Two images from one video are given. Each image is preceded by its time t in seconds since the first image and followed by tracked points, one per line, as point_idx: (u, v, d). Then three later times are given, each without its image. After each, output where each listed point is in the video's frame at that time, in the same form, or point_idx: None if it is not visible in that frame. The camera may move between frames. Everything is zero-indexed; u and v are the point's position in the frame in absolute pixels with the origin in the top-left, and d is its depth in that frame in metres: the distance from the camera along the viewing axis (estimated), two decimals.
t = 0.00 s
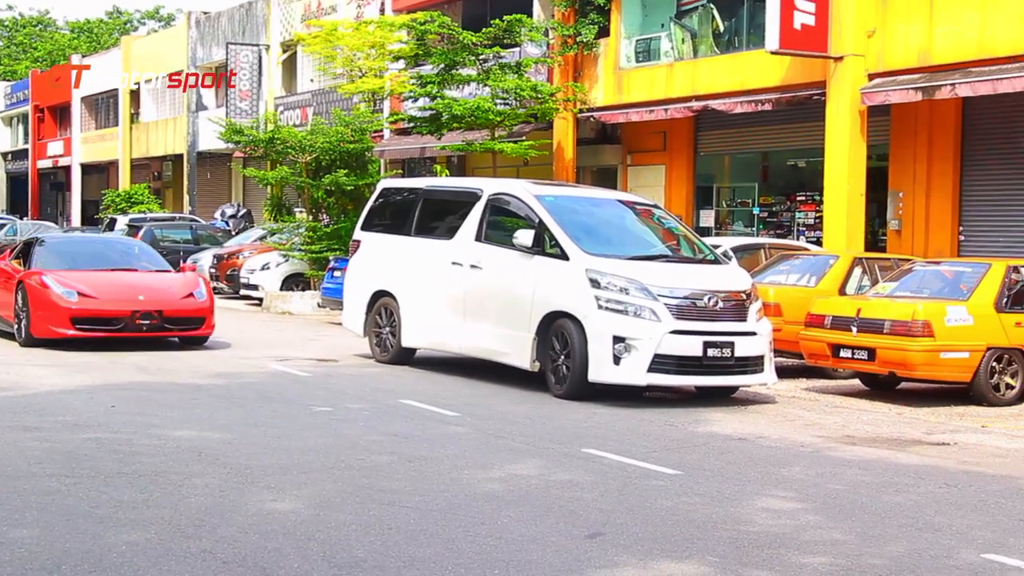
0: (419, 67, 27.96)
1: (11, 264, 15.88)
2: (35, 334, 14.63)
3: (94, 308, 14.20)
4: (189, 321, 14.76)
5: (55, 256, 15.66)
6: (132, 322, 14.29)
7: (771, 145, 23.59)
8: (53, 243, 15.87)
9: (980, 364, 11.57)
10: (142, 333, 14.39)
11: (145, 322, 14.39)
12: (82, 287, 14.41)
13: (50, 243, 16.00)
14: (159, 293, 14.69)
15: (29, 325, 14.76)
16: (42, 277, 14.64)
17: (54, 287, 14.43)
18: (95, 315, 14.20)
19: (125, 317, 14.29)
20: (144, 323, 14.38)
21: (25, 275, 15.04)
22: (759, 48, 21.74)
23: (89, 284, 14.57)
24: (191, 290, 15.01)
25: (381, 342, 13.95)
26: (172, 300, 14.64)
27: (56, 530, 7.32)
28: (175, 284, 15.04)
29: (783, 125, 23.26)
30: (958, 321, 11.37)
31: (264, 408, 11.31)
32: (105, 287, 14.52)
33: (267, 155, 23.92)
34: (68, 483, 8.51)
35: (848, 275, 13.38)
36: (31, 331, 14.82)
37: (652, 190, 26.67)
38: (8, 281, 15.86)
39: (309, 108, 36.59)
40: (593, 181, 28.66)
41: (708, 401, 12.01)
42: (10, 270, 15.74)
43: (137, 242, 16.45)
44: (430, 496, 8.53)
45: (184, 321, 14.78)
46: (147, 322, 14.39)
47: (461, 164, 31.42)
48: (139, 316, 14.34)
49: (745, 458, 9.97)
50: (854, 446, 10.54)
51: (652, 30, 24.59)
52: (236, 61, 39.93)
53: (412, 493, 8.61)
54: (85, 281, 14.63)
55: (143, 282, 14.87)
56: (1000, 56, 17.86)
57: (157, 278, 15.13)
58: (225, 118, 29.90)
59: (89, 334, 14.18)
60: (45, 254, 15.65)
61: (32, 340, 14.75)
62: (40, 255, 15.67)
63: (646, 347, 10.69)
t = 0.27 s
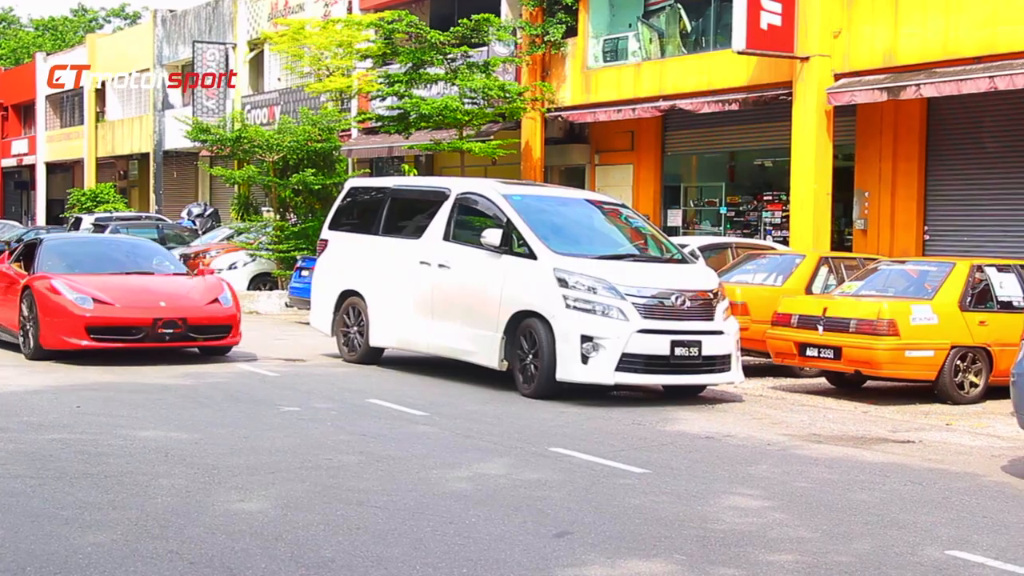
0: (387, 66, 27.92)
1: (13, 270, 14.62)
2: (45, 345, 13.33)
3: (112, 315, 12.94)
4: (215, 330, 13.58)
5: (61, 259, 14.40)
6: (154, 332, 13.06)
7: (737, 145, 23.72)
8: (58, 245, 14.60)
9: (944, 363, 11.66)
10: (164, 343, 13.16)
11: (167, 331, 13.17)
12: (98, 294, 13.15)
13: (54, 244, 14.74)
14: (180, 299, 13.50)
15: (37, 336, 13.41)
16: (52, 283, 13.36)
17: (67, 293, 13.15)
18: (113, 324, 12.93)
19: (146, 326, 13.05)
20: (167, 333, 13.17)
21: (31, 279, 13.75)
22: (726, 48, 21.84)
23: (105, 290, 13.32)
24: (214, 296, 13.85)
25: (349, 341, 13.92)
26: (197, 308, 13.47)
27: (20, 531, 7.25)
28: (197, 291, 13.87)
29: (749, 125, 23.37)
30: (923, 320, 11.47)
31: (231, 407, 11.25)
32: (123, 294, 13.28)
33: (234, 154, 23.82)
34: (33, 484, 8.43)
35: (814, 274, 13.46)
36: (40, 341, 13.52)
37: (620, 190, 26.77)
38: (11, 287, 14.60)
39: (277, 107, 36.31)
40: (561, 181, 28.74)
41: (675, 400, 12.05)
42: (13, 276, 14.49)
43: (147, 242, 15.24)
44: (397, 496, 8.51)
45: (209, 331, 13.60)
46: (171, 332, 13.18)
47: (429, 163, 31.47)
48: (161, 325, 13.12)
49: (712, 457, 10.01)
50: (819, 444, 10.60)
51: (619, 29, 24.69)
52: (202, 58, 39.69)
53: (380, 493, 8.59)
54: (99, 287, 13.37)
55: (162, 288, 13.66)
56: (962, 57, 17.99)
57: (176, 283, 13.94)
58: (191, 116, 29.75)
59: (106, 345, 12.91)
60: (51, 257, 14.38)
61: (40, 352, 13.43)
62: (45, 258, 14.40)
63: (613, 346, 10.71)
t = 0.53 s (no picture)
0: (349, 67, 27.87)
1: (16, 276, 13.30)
2: (55, 360, 12.02)
3: (134, 329, 11.69)
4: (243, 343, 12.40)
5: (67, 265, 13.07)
6: (179, 347, 11.85)
7: (699, 146, 23.83)
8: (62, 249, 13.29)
9: (904, 363, 11.75)
10: (190, 360, 11.96)
11: (194, 345, 11.97)
12: (115, 304, 11.88)
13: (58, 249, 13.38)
14: (205, 309, 12.28)
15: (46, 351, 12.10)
16: (63, 292, 12.06)
17: (81, 303, 11.86)
18: (133, 338, 11.69)
19: (170, 341, 11.83)
20: (193, 348, 11.96)
21: (39, 288, 12.44)
22: (689, 49, 21.93)
23: (122, 300, 12.04)
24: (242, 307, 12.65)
25: (312, 343, 13.87)
26: (223, 318, 12.29)
27: None
28: (220, 299, 12.67)
29: (713, 126, 23.44)
30: (884, 319, 11.54)
31: (193, 409, 11.19)
32: (143, 303, 12.03)
33: (196, 155, 23.70)
34: None
35: (776, 274, 13.52)
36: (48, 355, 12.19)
37: (583, 191, 26.84)
38: (15, 295, 13.19)
39: (239, 107, 36.02)
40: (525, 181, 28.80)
41: (638, 400, 12.07)
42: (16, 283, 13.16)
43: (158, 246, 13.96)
44: (360, 498, 8.49)
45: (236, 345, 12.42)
46: (197, 346, 11.97)
47: (392, 164, 31.47)
48: (187, 339, 11.91)
49: (675, 457, 10.05)
50: (781, 443, 10.66)
51: (582, 30, 24.77)
52: (164, 58, 39.44)
53: (343, 494, 8.57)
54: (115, 295, 12.09)
55: (185, 297, 12.41)
56: (922, 59, 18.14)
57: (198, 291, 12.72)
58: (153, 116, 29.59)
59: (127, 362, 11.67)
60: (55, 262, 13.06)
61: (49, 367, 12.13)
62: (49, 264, 13.07)
63: (577, 346, 10.72)
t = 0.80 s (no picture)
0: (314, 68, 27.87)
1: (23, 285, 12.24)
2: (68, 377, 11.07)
3: (154, 343, 10.76)
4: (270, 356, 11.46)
5: (76, 273, 12.09)
6: (204, 363, 10.92)
7: (665, 147, 23.90)
8: (69, 256, 12.33)
9: (868, 363, 11.83)
10: (214, 376, 11.03)
11: (219, 361, 11.04)
12: (133, 317, 10.95)
13: (65, 256, 12.39)
14: (230, 322, 11.36)
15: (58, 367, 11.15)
16: (76, 303, 11.13)
17: (96, 315, 10.93)
18: (154, 354, 10.75)
19: (194, 356, 10.90)
20: (219, 365, 11.03)
21: (48, 298, 11.50)
22: (654, 51, 22.01)
23: (140, 312, 11.12)
24: (268, 317, 11.72)
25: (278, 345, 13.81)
26: (250, 331, 11.36)
27: None
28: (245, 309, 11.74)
29: (680, 128, 23.48)
30: (847, 320, 11.61)
31: (157, 412, 11.13)
32: (164, 316, 11.10)
33: (161, 156, 23.61)
34: None
35: (741, 275, 13.57)
36: (60, 371, 11.26)
37: (549, 192, 26.94)
38: (18, 305, 12.16)
39: (204, 108, 35.84)
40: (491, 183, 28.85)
41: (603, 401, 12.10)
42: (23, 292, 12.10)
43: (172, 250, 12.98)
44: (324, 500, 8.47)
45: (264, 360, 11.49)
46: (223, 362, 11.04)
47: (359, 166, 31.47)
48: (212, 355, 10.98)
49: (640, 457, 10.07)
50: (746, 443, 10.71)
51: (549, 32, 24.77)
52: (128, 59, 39.26)
53: (307, 496, 8.55)
54: (132, 307, 11.18)
55: (207, 308, 11.48)
56: (885, 61, 18.27)
57: (220, 301, 11.78)
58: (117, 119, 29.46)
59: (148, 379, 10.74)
60: (63, 270, 12.06)
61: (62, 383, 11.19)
62: (57, 272, 12.07)
63: (542, 348, 10.73)
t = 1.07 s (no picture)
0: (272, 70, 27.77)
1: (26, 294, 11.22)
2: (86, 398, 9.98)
3: (185, 361, 9.67)
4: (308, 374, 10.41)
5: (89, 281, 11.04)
6: (239, 382, 9.86)
7: (624, 149, 23.94)
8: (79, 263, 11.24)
9: (825, 364, 11.92)
10: (250, 397, 9.97)
11: (256, 381, 10.00)
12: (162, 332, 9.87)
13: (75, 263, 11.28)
14: (266, 336, 10.32)
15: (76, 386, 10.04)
16: (96, 316, 10.02)
17: (120, 329, 9.83)
18: (187, 372, 9.68)
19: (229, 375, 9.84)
20: (256, 385, 9.98)
21: (62, 310, 10.43)
22: (613, 53, 22.05)
23: (168, 326, 10.03)
24: (306, 332, 10.65)
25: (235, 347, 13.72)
26: (288, 345, 10.31)
27: None
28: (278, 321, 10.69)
29: (639, 130, 23.54)
30: (803, 321, 11.70)
31: (113, 417, 11.03)
32: (195, 330, 10.02)
33: (117, 159, 23.42)
34: None
35: (699, 277, 13.65)
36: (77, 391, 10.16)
37: (508, 195, 27.00)
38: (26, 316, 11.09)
39: (161, 110, 35.58)
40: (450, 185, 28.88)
41: (562, 403, 12.11)
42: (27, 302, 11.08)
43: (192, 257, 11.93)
44: (282, 504, 8.43)
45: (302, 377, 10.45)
46: (261, 382, 10.00)
47: (317, 168, 31.40)
48: (249, 373, 9.92)
49: (598, 459, 10.09)
50: (704, 444, 10.76)
51: (507, 34, 24.94)
52: (84, 60, 38.95)
53: (265, 500, 8.51)
54: (158, 320, 10.09)
55: (240, 321, 10.41)
56: (840, 64, 18.43)
57: (251, 313, 10.72)
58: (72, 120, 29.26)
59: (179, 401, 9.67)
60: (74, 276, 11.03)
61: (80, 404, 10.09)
62: (66, 280, 11.00)
63: (501, 350, 10.73)
